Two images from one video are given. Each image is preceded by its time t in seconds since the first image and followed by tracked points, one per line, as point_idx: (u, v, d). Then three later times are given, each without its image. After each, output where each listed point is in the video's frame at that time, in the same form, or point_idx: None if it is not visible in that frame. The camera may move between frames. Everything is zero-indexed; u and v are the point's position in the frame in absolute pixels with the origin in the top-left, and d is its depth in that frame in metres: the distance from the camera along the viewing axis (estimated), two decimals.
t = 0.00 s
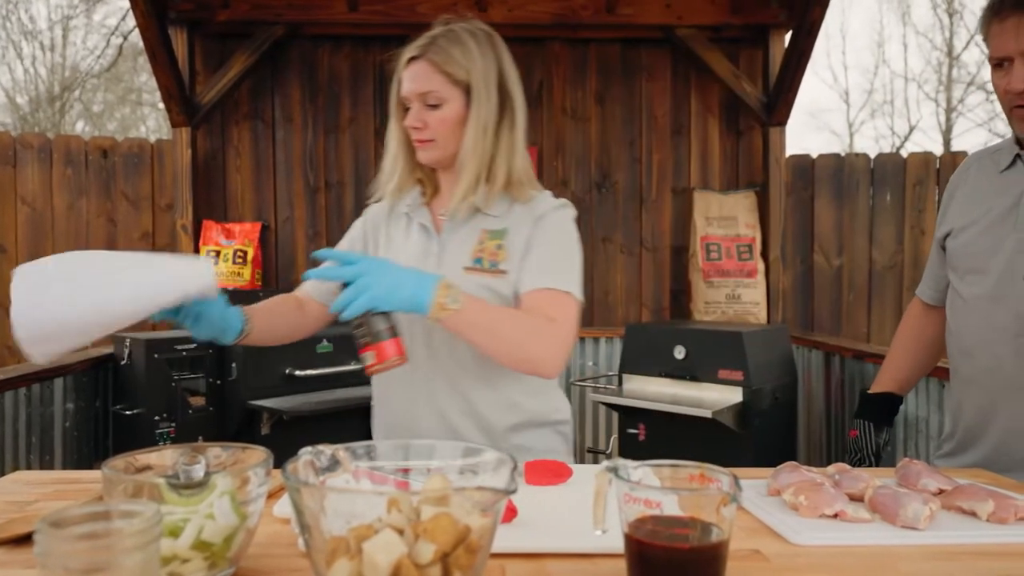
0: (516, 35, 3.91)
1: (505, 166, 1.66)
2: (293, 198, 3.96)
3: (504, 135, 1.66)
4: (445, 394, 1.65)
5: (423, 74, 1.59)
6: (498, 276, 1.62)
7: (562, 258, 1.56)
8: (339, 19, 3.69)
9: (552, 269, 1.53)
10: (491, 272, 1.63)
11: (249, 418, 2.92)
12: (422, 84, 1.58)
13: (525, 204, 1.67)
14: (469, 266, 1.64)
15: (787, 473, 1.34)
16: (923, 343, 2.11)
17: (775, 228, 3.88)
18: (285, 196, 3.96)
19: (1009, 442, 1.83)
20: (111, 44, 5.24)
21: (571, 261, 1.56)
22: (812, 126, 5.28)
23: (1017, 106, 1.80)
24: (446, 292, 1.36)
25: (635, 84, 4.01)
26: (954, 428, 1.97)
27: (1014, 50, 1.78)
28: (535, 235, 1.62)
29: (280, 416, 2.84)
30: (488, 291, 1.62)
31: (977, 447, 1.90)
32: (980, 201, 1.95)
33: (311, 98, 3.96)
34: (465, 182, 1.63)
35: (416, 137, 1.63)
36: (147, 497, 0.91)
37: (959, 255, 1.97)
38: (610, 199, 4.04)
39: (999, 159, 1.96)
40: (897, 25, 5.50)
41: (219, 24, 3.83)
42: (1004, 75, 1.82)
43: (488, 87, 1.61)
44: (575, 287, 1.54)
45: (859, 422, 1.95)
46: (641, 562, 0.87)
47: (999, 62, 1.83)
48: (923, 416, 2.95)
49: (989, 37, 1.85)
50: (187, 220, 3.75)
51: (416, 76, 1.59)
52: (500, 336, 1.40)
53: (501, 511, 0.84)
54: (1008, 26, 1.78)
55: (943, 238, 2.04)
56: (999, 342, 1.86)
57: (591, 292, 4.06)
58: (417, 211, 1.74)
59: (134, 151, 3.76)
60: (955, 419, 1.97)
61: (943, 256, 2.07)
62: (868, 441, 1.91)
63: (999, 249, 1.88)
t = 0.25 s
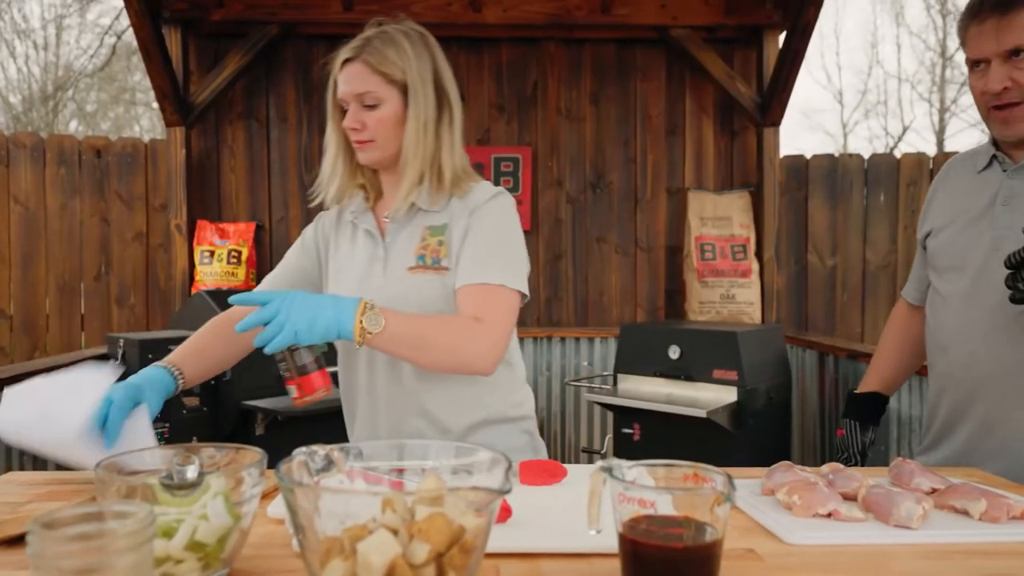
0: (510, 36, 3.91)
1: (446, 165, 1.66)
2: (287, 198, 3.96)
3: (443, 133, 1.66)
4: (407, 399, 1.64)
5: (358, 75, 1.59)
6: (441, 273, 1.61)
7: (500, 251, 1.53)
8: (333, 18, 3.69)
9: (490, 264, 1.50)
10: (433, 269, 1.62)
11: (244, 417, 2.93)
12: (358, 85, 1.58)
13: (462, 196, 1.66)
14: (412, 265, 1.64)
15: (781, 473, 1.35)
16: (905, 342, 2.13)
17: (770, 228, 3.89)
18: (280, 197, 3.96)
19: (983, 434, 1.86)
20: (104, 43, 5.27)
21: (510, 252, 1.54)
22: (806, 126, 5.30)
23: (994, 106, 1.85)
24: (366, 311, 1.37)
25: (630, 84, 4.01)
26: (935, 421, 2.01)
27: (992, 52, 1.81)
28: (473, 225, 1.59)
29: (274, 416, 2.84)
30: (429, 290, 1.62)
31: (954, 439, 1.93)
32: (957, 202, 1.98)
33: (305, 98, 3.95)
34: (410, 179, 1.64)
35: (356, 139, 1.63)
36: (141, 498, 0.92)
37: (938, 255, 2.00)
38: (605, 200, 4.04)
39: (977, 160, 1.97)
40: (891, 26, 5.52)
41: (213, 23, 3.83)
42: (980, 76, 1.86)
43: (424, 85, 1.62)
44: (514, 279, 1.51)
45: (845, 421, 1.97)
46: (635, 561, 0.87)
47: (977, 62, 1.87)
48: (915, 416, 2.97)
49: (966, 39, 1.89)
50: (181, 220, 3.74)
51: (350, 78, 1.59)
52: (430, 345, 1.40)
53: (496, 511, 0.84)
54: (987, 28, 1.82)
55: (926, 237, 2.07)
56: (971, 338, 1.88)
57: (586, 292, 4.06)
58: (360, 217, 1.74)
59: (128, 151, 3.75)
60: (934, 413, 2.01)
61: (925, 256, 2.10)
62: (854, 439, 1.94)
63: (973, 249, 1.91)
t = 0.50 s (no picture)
0: (505, 36, 3.90)
1: (414, 163, 1.65)
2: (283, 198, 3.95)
3: (409, 130, 1.65)
4: (377, 404, 1.63)
5: (319, 79, 1.58)
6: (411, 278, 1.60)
7: (474, 254, 1.53)
8: (329, 18, 3.69)
9: (466, 269, 1.51)
10: (403, 274, 1.60)
11: (238, 418, 2.93)
12: (319, 90, 1.58)
13: (433, 197, 1.65)
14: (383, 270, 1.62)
15: (776, 473, 1.35)
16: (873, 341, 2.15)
17: (765, 228, 3.90)
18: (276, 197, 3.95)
19: (942, 428, 1.89)
20: (99, 43, 5.25)
21: (486, 257, 1.54)
22: (801, 126, 5.31)
23: (961, 112, 1.89)
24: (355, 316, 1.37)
25: (625, 84, 4.01)
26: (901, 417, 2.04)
27: (962, 60, 1.86)
28: (445, 229, 1.59)
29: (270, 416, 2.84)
30: (400, 293, 1.60)
31: (917, 434, 1.97)
32: (923, 203, 2.04)
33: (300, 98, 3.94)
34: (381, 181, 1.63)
35: (323, 145, 1.63)
36: (136, 498, 0.91)
37: (903, 255, 2.05)
38: (600, 200, 4.04)
39: (941, 164, 2.04)
40: (886, 27, 5.54)
41: (208, 23, 3.81)
42: (949, 83, 1.90)
43: (386, 84, 1.61)
44: (490, 281, 1.51)
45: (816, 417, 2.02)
46: (630, 561, 0.87)
47: (946, 69, 1.91)
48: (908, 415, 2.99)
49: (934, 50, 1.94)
50: (176, 220, 3.73)
51: (311, 82, 1.59)
52: (408, 351, 1.39)
53: (491, 512, 0.84)
54: (956, 38, 1.87)
55: (892, 239, 2.13)
56: (932, 334, 1.92)
57: (582, 292, 4.06)
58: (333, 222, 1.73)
59: (122, 151, 3.73)
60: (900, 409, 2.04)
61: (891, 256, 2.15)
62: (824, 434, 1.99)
63: (936, 248, 1.96)
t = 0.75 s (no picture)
0: (501, 36, 3.90)
1: (381, 164, 1.66)
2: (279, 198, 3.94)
3: (377, 131, 1.66)
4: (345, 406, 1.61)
5: (286, 77, 1.57)
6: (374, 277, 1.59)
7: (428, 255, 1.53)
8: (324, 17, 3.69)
9: (418, 270, 1.50)
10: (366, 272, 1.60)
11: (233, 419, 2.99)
12: (286, 88, 1.57)
13: (395, 197, 1.65)
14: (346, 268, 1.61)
15: (771, 472, 1.35)
16: (837, 343, 2.25)
17: (760, 228, 3.91)
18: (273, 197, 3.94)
19: (910, 425, 1.98)
20: (94, 41, 5.24)
21: (440, 259, 1.53)
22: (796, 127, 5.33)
23: (926, 121, 1.94)
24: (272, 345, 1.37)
25: (621, 84, 4.02)
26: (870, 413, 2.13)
27: (927, 71, 1.91)
28: (404, 226, 1.58)
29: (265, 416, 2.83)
30: (362, 292, 1.59)
31: (886, 431, 2.05)
32: (884, 209, 2.11)
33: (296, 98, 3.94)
34: (346, 183, 1.63)
35: (288, 143, 1.62)
36: (130, 498, 0.91)
37: (868, 260, 2.12)
38: (595, 200, 4.05)
39: (900, 171, 2.11)
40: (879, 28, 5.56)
41: (203, 22, 3.81)
42: (914, 93, 1.95)
43: (354, 85, 1.61)
44: (442, 284, 1.51)
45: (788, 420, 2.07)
46: (625, 560, 0.87)
47: (910, 81, 1.96)
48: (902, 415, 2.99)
49: (896, 61, 1.99)
50: (171, 219, 3.72)
51: (279, 79, 1.57)
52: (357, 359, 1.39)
53: (486, 512, 0.84)
54: (921, 49, 1.92)
55: (855, 244, 2.19)
56: (898, 335, 2.00)
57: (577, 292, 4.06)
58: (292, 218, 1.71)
59: (116, 150, 3.74)
60: (869, 405, 2.12)
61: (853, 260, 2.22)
62: (796, 436, 2.04)
63: (899, 254, 2.04)
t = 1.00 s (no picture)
0: (496, 35, 3.90)
1: (330, 176, 1.63)
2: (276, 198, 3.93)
3: (330, 144, 1.64)
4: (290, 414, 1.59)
5: (241, 82, 1.53)
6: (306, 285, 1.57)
7: (357, 268, 1.52)
8: (320, 17, 3.68)
9: (345, 283, 1.49)
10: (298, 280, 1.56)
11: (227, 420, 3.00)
12: (241, 93, 1.53)
13: (333, 209, 1.62)
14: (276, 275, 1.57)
15: (766, 471, 1.36)
16: (809, 343, 2.18)
17: (756, 228, 3.92)
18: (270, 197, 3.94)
19: (889, 425, 1.94)
20: (87, 41, 5.06)
21: (371, 273, 1.53)
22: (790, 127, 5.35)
23: (899, 125, 1.90)
24: (174, 376, 1.36)
25: (616, 84, 4.02)
26: (846, 414, 2.08)
27: (900, 76, 1.87)
28: (336, 237, 1.55)
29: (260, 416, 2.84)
30: (292, 301, 1.57)
31: (864, 432, 2.01)
32: (859, 212, 2.05)
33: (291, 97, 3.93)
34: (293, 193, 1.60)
35: (237, 148, 1.57)
36: (123, 499, 0.91)
37: (842, 263, 2.06)
38: (591, 200, 4.05)
39: (872, 174, 2.06)
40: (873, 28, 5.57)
41: (198, 22, 3.80)
42: (886, 98, 1.91)
43: (312, 95, 1.59)
44: (368, 299, 1.51)
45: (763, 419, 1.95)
46: (621, 561, 0.87)
47: (882, 86, 1.92)
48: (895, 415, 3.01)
49: (869, 65, 1.95)
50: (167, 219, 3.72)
51: (235, 85, 1.53)
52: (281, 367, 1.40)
53: (482, 511, 0.84)
54: (893, 54, 1.89)
55: (829, 247, 2.13)
56: (876, 336, 1.95)
57: (574, 292, 4.06)
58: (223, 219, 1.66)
59: (111, 150, 3.71)
60: (847, 406, 2.07)
61: (826, 262, 2.16)
62: (770, 436, 1.91)
63: (875, 257, 1.98)
